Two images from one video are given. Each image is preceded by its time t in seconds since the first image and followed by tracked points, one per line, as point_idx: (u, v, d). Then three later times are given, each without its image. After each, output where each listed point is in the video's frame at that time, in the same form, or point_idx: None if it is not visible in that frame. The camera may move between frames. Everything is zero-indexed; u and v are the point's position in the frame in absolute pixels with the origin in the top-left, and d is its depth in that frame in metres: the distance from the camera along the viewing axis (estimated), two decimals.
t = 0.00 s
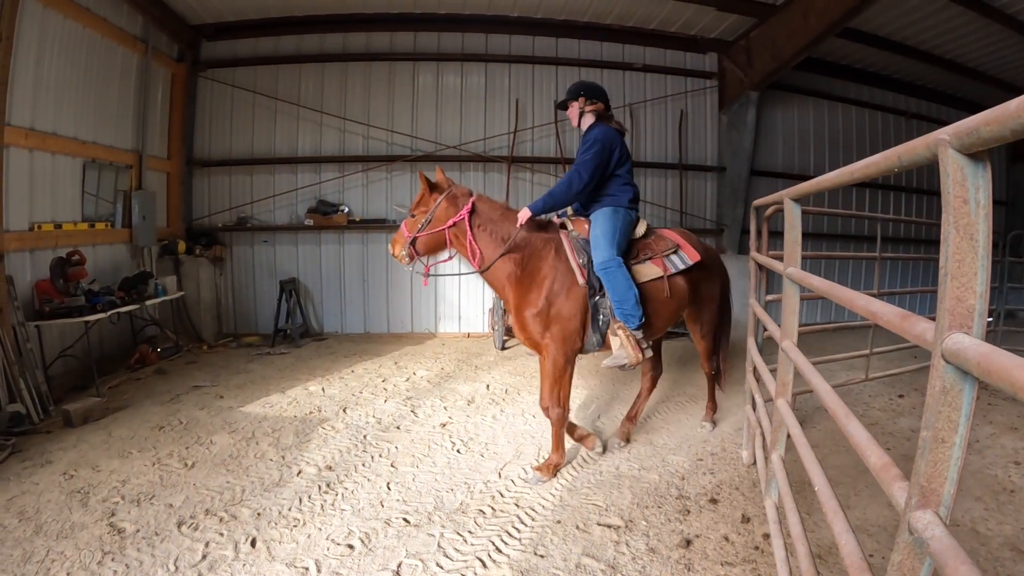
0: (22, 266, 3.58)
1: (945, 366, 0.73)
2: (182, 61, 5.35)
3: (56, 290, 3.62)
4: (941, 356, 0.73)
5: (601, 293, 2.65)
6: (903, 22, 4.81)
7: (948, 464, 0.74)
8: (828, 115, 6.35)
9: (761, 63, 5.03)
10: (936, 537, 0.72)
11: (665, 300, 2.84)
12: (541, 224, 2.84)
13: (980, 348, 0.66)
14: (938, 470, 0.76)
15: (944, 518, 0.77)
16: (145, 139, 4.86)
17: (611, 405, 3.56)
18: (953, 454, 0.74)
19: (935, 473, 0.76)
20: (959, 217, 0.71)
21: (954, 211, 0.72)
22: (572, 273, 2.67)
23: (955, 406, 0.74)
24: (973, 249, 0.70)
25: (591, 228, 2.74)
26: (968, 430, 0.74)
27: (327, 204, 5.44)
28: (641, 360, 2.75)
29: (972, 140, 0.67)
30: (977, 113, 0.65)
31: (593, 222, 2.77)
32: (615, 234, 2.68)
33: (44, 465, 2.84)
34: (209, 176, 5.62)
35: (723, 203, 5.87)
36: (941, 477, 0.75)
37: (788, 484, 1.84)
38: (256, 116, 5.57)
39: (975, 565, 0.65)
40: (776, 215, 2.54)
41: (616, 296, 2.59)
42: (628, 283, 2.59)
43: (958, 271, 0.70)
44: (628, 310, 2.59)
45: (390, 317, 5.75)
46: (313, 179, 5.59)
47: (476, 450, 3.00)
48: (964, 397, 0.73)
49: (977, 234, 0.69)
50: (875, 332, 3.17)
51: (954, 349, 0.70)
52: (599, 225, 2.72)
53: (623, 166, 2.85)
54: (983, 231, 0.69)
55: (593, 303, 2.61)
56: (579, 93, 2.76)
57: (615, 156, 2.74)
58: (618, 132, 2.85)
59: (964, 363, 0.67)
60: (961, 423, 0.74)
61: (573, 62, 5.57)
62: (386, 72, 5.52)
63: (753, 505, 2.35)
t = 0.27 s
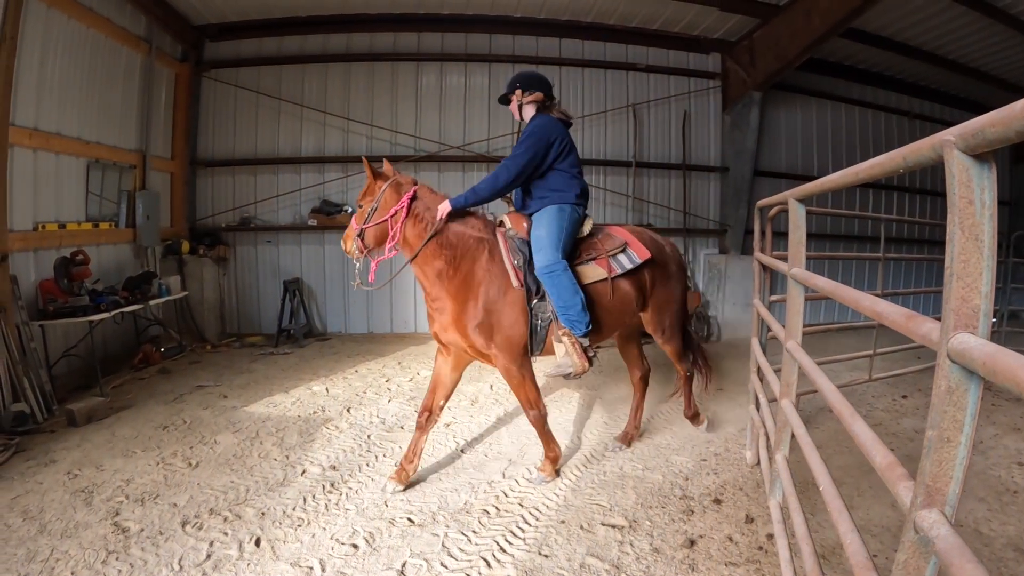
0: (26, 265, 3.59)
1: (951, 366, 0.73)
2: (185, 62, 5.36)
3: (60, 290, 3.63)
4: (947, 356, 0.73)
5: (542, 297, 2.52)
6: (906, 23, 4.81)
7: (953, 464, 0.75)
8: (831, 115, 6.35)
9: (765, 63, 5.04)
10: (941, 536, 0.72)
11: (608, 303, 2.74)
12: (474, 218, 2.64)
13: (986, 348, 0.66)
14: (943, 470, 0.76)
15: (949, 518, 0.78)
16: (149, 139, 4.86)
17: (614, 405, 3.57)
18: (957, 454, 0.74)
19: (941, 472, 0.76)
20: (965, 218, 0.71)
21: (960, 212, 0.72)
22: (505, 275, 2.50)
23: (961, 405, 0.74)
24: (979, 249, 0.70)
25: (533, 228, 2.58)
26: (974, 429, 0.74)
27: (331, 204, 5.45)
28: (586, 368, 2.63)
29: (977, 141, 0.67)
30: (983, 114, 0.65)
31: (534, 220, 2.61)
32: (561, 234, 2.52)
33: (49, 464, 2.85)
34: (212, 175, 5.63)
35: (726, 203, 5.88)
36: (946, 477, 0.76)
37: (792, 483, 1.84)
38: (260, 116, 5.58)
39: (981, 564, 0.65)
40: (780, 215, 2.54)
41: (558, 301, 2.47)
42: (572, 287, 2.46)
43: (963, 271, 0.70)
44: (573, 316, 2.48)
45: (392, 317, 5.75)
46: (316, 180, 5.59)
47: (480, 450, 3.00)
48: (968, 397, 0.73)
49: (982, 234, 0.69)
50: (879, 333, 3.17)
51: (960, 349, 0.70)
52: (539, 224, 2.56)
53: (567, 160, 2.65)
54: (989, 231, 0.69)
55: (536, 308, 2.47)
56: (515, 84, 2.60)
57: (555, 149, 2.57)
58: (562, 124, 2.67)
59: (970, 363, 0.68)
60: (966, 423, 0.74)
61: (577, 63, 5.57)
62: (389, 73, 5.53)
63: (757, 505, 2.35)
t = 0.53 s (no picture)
0: (31, 265, 3.60)
1: (960, 363, 0.74)
2: (190, 61, 5.37)
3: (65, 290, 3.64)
4: (956, 354, 0.74)
5: (461, 298, 2.38)
6: (910, 23, 4.82)
7: (961, 460, 0.75)
8: (835, 115, 6.35)
9: (769, 63, 5.04)
10: (951, 532, 0.73)
11: (539, 309, 2.57)
12: (402, 214, 2.60)
13: (995, 345, 0.67)
14: (953, 466, 0.76)
15: (958, 514, 0.78)
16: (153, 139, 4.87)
17: (619, 405, 3.58)
18: (966, 450, 0.75)
19: (950, 469, 0.77)
20: (974, 217, 0.72)
21: (968, 211, 0.72)
22: (428, 276, 2.45)
23: (969, 403, 0.74)
24: (987, 248, 0.70)
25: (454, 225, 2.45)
26: (982, 426, 0.75)
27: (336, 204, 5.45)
28: (502, 377, 2.42)
29: (986, 141, 0.68)
30: (991, 114, 0.66)
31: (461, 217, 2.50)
32: (479, 230, 2.35)
33: (55, 463, 2.86)
34: (216, 175, 5.64)
35: (730, 203, 5.88)
36: (955, 473, 0.76)
37: (799, 482, 1.84)
38: (264, 116, 5.58)
39: (990, 559, 0.66)
40: (786, 214, 2.54)
41: (476, 302, 2.31)
42: (489, 289, 2.31)
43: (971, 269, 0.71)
44: (488, 319, 2.31)
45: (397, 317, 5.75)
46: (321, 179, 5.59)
47: (486, 449, 3.01)
48: (977, 393, 0.73)
49: (991, 233, 0.70)
50: (885, 333, 3.17)
51: (969, 347, 0.70)
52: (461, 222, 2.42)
53: (500, 154, 2.50)
54: (997, 230, 0.70)
55: (453, 311, 2.35)
56: (449, 76, 2.50)
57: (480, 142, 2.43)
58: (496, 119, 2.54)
59: (979, 361, 0.68)
60: (975, 420, 0.75)
61: (581, 63, 5.58)
62: (394, 73, 5.53)
63: (763, 505, 2.35)
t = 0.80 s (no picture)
0: (37, 265, 3.61)
1: (967, 361, 0.74)
2: (194, 62, 5.37)
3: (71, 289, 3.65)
4: (963, 352, 0.74)
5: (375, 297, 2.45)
6: (914, 22, 4.82)
7: (969, 457, 0.76)
8: (838, 114, 6.35)
9: (774, 62, 5.05)
10: (959, 528, 0.74)
11: (454, 313, 2.53)
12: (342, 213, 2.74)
13: (1003, 344, 0.67)
14: (960, 464, 0.77)
15: (966, 511, 0.79)
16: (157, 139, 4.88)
17: (624, 405, 3.59)
18: (973, 447, 0.76)
19: (957, 466, 0.78)
20: (981, 217, 0.72)
21: (976, 211, 0.73)
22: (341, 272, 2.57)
23: (977, 401, 0.75)
24: (995, 247, 0.71)
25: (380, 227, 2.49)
26: (989, 423, 0.76)
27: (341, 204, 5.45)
28: (412, 383, 2.46)
29: (994, 142, 0.68)
30: (1000, 116, 0.66)
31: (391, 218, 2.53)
32: (401, 233, 2.40)
33: (61, 463, 2.86)
34: (221, 175, 5.65)
35: (734, 203, 5.89)
36: (963, 470, 0.77)
37: (806, 480, 1.85)
38: (269, 116, 5.59)
39: (998, 555, 0.66)
40: (791, 215, 2.54)
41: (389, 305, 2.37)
42: (397, 291, 2.34)
43: (979, 269, 0.71)
44: (399, 322, 2.37)
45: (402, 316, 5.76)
46: (326, 179, 5.60)
47: (491, 449, 3.03)
48: (985, 391, 0.74)
49: (998, 233, 0.71)
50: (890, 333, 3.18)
51: (977, 345, 0.71)
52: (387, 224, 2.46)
53: (434, 157, 2.50)
54: (1004, 230, 0.70)
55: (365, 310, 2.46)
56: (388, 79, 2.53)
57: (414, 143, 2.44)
58: (437, 119, 2.54)
59: (986, 359, 0.69)
60: (983, 417, 0.75)
61: (586, 62, 5.58)
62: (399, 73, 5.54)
63: (768, 504, 2.35)
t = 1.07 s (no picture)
0: (42, 265, 3.62)
1: (974, 359, 0.75)
2: (199, 62, 5.38)
3: (76, 289, 3.66)
4: (969, 349, 0.75)
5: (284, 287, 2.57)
6: (918, 21, 4.82)
7: (976, 455, 0.76)
8: (842, 113, 6.35)
9: (778, 62, 5.05)
10: (965, 525, 0.74)
11: (352, 306, 2.53)
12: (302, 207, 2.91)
13: (1010, 342, 0.67)
14: (966, 461, 0.77)
15: (971, 508, 0.79)
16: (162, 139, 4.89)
17: (629, 404, 3.60)
18: (980, 444, 0.76)
19: (964, 464, 0.77)
20: (987, 216, 0.73)
21: (983, 210, 0.73)
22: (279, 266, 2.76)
23: (983, 398, 0.75)
24: (1000, 246, 0.71)
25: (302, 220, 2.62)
26: (995, 420, 0.76)
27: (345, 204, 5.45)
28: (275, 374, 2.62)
29: (999, 141, 0.69)
30: (1005, 116, 0.67)
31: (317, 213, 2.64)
32: (305, 227, 2.50)
33: (67, 462, 2.87)
34: (226, 176, 5.66)
35: (738, 202, 5.89)
36: (969, 468, 0.77)
37: (811, 479, 1.85)
38: (273, 117, 5.60)
39: (1006, 551, 0.66)
40: (795, 214, 2.54)
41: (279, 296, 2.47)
42: (284, 284, 2.43)
43: (985, 268, 0.72)
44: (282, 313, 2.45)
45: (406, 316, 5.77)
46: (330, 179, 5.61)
47: (496, 448, 3.03)
48: (991, 389, 0.74)
49: (1004, 233, 0.71)
50: (895, 333, 3.17)
51: (983, 343, 0.71)
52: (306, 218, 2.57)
53: (357, 153, 2.56)
54: (1010, 230, 0.71)
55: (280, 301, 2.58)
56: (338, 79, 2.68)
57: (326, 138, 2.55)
58: (358, 115, 2.60)
59: (993, 356, 0.69)
60: (989, 413, 0.75)
61: (590, 62, 5.59)
62: (403, 73, 5.55)
63: (773, 503, 2.35)
